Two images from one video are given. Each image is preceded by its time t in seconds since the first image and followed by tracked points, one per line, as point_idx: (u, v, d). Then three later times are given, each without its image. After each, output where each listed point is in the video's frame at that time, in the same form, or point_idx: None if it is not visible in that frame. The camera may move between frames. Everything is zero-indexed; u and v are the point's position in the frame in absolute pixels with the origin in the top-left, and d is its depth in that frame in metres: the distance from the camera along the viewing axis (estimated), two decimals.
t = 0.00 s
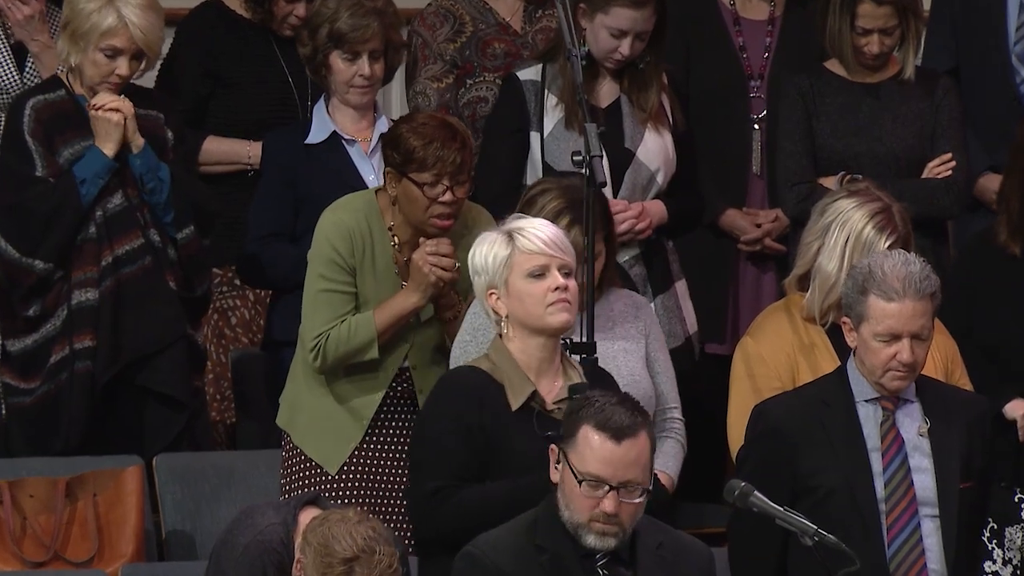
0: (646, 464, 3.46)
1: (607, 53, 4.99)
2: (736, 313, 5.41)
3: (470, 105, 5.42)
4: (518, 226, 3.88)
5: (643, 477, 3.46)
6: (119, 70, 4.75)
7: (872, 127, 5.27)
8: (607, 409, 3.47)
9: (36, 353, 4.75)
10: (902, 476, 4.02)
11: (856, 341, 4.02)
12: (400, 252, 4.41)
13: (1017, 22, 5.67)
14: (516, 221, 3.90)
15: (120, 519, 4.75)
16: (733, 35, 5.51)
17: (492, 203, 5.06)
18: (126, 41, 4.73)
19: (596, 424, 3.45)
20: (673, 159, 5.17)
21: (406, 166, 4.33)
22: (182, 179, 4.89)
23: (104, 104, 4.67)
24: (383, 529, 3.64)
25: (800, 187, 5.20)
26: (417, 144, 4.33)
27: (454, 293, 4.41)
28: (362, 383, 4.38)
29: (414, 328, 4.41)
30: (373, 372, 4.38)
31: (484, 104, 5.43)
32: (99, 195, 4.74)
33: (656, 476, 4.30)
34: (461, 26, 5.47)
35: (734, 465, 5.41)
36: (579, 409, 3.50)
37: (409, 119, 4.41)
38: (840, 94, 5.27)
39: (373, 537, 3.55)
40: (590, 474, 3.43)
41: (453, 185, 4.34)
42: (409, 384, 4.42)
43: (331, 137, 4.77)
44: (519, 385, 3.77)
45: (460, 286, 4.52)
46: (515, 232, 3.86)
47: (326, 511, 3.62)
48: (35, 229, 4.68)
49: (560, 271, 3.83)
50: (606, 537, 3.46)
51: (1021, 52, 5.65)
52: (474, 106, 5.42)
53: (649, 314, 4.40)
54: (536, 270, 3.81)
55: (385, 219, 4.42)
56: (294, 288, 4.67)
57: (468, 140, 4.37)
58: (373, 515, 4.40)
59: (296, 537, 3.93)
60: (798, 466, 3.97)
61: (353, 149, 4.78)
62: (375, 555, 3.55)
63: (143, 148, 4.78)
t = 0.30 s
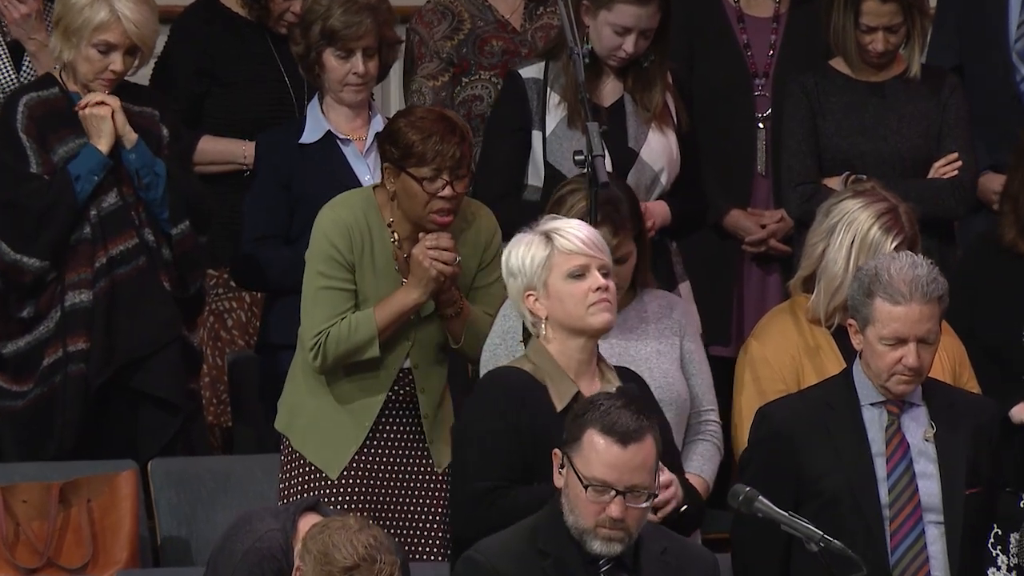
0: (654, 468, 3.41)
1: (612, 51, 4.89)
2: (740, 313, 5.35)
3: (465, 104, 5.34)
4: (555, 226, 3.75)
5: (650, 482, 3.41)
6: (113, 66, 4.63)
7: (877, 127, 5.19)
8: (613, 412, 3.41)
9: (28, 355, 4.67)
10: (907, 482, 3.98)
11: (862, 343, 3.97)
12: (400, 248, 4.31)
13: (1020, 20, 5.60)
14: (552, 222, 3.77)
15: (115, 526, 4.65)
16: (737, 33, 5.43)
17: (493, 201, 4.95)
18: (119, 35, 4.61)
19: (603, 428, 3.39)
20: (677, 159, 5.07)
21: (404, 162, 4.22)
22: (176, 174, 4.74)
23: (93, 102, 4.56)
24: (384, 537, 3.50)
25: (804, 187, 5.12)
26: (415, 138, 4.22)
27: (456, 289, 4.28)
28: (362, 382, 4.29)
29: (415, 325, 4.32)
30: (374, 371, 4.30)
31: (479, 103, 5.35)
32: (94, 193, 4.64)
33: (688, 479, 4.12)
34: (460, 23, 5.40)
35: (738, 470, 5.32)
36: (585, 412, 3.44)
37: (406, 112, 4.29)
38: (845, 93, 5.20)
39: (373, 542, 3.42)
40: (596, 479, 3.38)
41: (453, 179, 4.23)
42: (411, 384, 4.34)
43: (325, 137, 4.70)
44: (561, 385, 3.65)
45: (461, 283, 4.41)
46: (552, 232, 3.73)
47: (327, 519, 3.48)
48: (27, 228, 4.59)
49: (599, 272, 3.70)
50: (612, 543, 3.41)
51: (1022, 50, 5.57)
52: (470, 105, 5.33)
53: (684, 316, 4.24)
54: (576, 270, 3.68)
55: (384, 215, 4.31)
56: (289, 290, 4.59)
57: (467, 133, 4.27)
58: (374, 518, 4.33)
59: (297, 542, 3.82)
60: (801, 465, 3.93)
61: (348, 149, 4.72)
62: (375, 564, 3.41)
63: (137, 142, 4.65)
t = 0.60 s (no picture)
0: (658, 474, 3.42)
1: (613, 50, 4.80)
2: (745, 315, 5.27)
3: (467, 104, 5.26)
4: (591, 229, 3.74)
5: (654, 488, 3.42)
6: (108, 75, 4.50)
7: (884, 128, 5.11)
8: (619, 417, 3.42)
9: (22, 360, 4.52)
10: (912, 487, 3.91)
11: (866, 347, 3.92)
12: (399, 246, 4.15)
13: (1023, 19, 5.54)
14: (587, 225, 3.76)
15: (110, 532, 4.50)
16: (742, 31, 5.35)
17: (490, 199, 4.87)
18: (116, 47, 4.48)
19: (608, 432, 3.40)
20: (681, 161, 4.98)
21: (401, 155, 4.07)
22: (171, 175, 4.65)
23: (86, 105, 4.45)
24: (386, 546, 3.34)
25: (807, 188, 5.04)
26: (412, 132, 4.07)
27: (456, 289, 4.10)
28: (361, 383, 4.11)
29: (414, 325, 4.14)
30: (372, 371, 4.11)
31: (481, 103, 5.27)
32: (89, 196, 4.52)
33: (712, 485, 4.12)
34: (461, 23, 5.33)
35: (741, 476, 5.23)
36: (591, 415, 3.45)
37: (405, 107, 4.15)
38: (852, 94, 5.12)
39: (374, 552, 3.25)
40: (599, 483, 3.39)
41: (449, 173, 4.07)
42: (410, 386, 4.15)
43: (322, 137, 4.64)
44: (595, 388, 3.65)
45: (461, 284, 4.24)
46: (588, 235, 3.72)
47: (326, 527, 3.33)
48: (22, 229, 4.44)
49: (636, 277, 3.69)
50: (615, 548, 3.41)
51: None
52: (473, 104, 5.26)
53: (715, 320, 4.23)
54: (613, 274, 3.67)
55: (382, 212, 4.15)
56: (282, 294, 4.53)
57: (465, 128, 4.11)
58: (373, 525, 4.13)
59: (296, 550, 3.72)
60: (805, 465, 3.91)
61: (345, 149, 4.65)
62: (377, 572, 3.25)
63: (131, 143, 4.53)
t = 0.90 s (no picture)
0: (660, 479, 3.35)
1: (615, 47, 4.72)
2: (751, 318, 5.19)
3: (473, 103, 5.20)
4: (612, 230, 3.75)
5: (656, 493, 3.34)
6: (101, 71, 4.43)
7: (890, 126, 5.02)
8: (619, 421, 3.36)
9: (14, 362, 4.39)
10: (919, 490, 3.85)
11: (872, 349, 3.84)
12: (394, 242, 4.08)
13: None
14: (609, 226, 3.77)
15: (103, 538, 4.33)
16: (747, 28, 5.27)
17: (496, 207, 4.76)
18: (109, 42, 4.41)
19: (609, 437, 3.34)
20: (684, 160, 4.90)
21: (398, 152, 3.99)
22: (165, 175, 4.57)
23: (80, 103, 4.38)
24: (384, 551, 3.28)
25: (811, 188, 4.96)
26: (408, 128, 4.00)
27: (453, 286, 4.02)
28: (355, 381, 4.03)
29: (410, 323, 4.06)
30: (369, 369, 4.03)
31: (487, 101, 5.21)
32: (82, 197, 4.43)
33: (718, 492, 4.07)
34: (463, 20, 5.25)
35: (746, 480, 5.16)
36: (590, 421, 3.39)
37: (400, 102, 4.08)
38: (859, 92, 5.04)
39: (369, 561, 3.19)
40: (601, 489, 3.32)
41: (448, 170, 3.99)
42: (407, 385, 4.07)
43: (318, 137, 4.58)
44: (613, 390, 3.65)
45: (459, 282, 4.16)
46: (609, 236, 3.74)
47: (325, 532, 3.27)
48: (14, 230, 4.34)
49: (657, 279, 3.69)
50: (618, 556, 3.34)
51: None
52: (478, 103, 5.19)
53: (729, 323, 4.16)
54: (632, 276, 3.67)
55: (378, 208, 4.08)
56: (277, 295, 4.46)
57: (462, 123, 4.04)
58: (370, 527, 4.05)
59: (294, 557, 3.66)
60: (810, 474, 3.83)
61: (342, 150, 4.59)
62: None
63: (125, 142, 4.45)
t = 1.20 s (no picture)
0: (662, 481, 3.28)
1: (618, 43, 4.65)
2: (754, 319, 5.13)
3: (477, 101, 5.13)
4: (624, 230, 3.66)
5: (659, 496, 3.27)
6: (92, 68, 4.37)
7: (896, 125, 4.95)
8: (619, 423, 3.29)
9: (5, 364, 4.33)
10: (925, 493, 3.77)
11: (876, 350, 3.77)
12: (392, 248, 4.00)
13: None
14: (623, 225, 3.68)
15: (98, 543, 4.25)
16: (750, 25, 5.21)
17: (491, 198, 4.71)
18: (100, 39, 4.35)
19: (610, 439, 3.27)
20: (686, 158, 4.83)
21: (395, 155, 3.92)
22: (159, 174, 4.51)
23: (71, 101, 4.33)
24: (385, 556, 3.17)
25: (818, 187, 4.89)
26: (406, 131, 3.93)
27: (450, 292, 3.95)
28: (351, 390, 3.96)
29: (405, 330, 3.99)
30: (365, 378, 3.97)
31: (491, 99, 5.15)
32: (74, 196, 4.37)
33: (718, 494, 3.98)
34: (464, 18, 5.18)
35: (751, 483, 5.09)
36: (589, 423, 3.32)
37: (396, 105, 4.01)
38: (865, 90, 4.96)
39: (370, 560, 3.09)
40: (602, 492, 3.25)
41: (446, 173, 3.93)
42: (404, 392, 4.00)
43: (314, 135, 4.53)
44: (617, 393, 3.58)
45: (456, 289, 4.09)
46: (620, 237, 3.65)
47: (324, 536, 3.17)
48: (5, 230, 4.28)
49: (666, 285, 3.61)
50: (620, 560, 3.27)
51: None
52: (483, 102, 5.13)
53: (729, 323, 4.10)
54: (640, 282, 3.59)
55: (374, 214, 4.00)
56: (272, 295, 4.41)
57: (461, 125, 3.98)
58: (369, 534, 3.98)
59: (291, 561, 3.57)
60: (814, 478, 3.76)
61: (338, 148, 4.53)
62: None
63: (117, 141, 4.39)
